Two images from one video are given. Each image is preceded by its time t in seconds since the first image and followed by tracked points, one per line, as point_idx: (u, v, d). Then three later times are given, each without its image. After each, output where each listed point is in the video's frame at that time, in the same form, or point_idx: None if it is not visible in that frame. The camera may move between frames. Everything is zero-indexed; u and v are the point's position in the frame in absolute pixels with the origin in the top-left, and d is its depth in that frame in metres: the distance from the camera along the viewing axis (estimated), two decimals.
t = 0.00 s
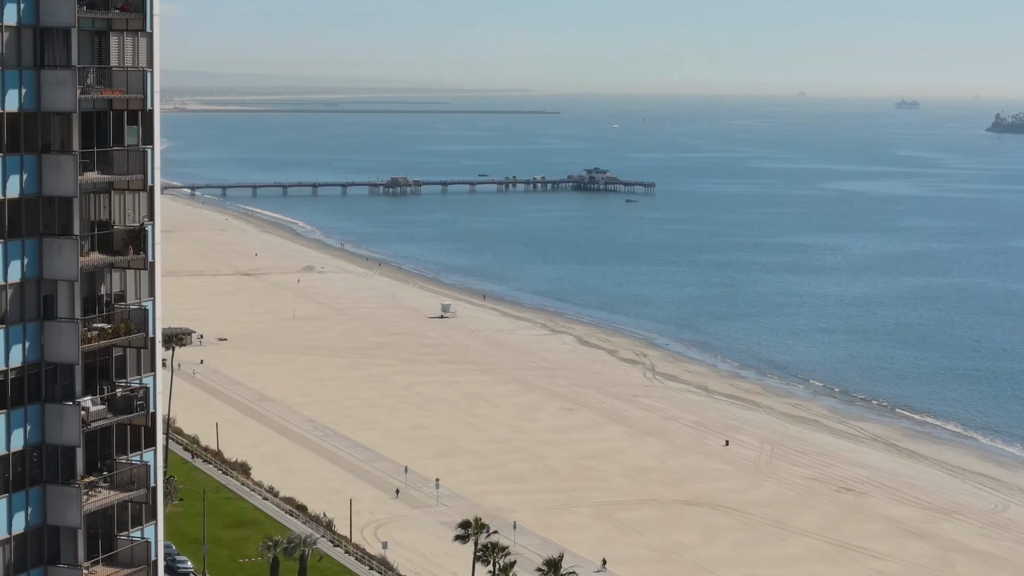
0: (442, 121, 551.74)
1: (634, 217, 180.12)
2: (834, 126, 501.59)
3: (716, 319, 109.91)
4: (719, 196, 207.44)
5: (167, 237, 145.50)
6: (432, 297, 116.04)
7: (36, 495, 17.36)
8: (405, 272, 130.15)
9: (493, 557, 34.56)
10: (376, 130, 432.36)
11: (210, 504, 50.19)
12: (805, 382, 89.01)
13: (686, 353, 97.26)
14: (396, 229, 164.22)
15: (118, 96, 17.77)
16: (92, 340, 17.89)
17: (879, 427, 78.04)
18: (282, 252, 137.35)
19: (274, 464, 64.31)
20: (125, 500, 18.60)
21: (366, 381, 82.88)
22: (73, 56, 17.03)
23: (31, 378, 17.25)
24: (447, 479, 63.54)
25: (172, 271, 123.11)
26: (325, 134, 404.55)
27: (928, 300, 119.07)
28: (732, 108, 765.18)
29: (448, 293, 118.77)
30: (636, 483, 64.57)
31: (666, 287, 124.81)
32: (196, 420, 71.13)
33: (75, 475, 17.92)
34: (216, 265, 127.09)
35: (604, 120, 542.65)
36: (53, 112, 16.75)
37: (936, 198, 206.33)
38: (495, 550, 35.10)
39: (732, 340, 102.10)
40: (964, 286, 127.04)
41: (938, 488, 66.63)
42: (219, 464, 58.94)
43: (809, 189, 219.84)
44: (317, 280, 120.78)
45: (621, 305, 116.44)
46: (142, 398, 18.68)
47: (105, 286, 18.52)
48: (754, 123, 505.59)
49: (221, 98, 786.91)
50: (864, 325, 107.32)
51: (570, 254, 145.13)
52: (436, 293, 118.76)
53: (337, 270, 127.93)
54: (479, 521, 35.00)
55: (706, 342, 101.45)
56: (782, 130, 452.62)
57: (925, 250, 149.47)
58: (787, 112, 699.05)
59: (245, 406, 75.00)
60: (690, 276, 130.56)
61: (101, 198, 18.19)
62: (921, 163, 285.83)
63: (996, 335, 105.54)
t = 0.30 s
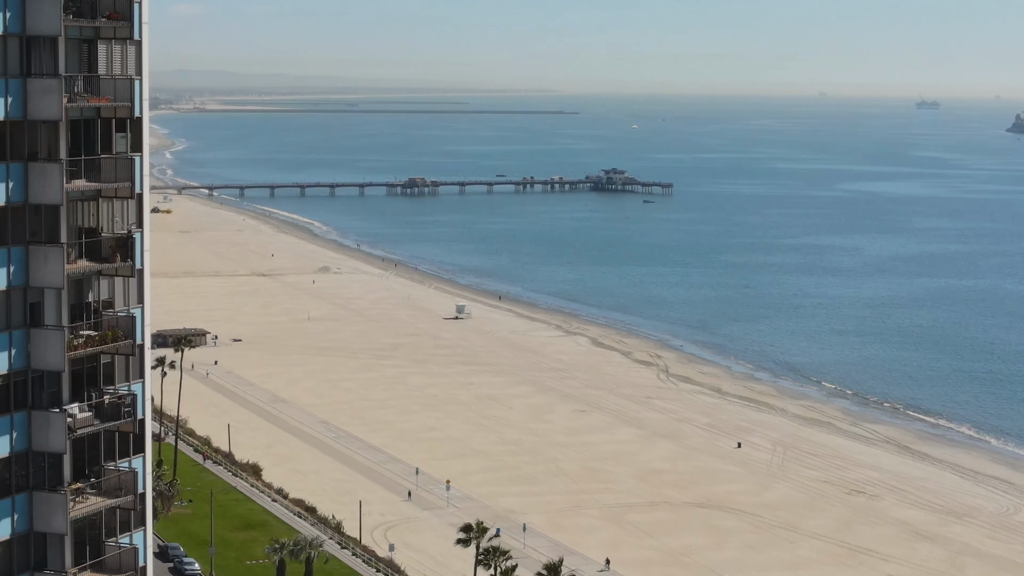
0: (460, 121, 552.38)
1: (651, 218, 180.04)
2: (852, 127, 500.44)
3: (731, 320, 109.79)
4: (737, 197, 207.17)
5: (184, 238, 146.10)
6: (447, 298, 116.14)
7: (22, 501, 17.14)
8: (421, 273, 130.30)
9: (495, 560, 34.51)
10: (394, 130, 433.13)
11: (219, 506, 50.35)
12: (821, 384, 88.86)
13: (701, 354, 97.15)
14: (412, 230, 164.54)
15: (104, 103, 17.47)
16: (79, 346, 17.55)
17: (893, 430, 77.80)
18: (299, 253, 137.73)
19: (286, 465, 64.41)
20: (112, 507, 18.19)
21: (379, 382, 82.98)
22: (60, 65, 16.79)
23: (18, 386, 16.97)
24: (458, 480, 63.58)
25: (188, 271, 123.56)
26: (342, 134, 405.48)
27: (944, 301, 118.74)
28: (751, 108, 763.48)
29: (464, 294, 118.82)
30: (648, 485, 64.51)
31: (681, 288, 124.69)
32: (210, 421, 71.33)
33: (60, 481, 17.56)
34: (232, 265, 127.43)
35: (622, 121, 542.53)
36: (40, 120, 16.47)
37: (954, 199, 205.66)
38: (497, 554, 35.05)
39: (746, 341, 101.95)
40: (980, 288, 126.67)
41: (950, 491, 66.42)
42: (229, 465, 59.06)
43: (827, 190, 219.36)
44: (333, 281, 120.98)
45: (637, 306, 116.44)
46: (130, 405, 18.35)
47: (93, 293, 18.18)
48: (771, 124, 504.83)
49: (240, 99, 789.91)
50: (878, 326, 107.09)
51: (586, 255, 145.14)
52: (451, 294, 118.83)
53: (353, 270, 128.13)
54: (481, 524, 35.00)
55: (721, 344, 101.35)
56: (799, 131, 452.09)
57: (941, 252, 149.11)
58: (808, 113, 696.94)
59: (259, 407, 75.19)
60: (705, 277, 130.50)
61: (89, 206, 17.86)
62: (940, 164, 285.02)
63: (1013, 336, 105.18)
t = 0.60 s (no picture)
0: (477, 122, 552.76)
1: (667, 219, 179.92)
2: (871, 129, 499.10)
3: (746, 322, 109.60)
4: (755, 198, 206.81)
5: (202, 238, 146.70)
6: (463, 299, 116.16)
7: (7, 509, 16.93)
8: (438, 274, 130.33)
9: (497, 564, 34.50)
10: (411, 130, 433.76)
11: (228, 508, 50.51)
12: (836, 386, 88.65)
13: (716, 356, 96.97)
14: (429, 230, 164.80)
15: (93, 112, 17.23)
16: (67, 354, 17.29)
17: (906, 432, 77.56)
18: (315, 253, 138.12)
19: (298, 467, 64.52)
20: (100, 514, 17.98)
21: (393, 383, 83.04)
22: (48, 74, 16.59)
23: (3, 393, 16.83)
24: (469, 482, 63.57)
25: (205, 272, 123.98)
26: (359, 134, 406.15)
27: (960, 303, 118.40)
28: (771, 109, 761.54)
29: (479, 296, 118.82)
30: (659, 488, 64.42)
31: (696, 290, 124.53)
32: (223, 422, 71.50)
33: (49, 488, 17.39)
34: (248, 266, 127.72)
35: (640, 121, 542.09)
36: (26, 129, 16.35)
37: (973, 200, 204.87)
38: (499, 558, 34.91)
39: (761, 343, 101.79)
40: (996, 289, 126.27)
41: (963, 495, 66.16)
42: (240, 467, 59.20)
43: (845, 192, 218.70)
44: (348, 282, 121.09)
45: (652, 308, 116.32)
46: (118, 411, 18.07)
47: (80, 300, 17.98)
48: (789, 125, 503.80)
49: (259, 100, 792.41)
50: (893, 328, 106.86)
51: (602, 256, 145.04)
52: (467, 295, 118.81)
53: (369, 271, 128.23)
54: (482, 528, 34.91)
55: (737, 345, 101.19)
56: (818, 132, 451.41)
57: (958, 253, 148.64)
58: (828, 113, 694.60)
59: (272, 408, 75.38)
60: (721, 279, 130.27)
61: (76, 213, 17.62)
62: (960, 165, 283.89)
63: None
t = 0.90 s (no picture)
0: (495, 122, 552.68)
1: (685, 220, 179.71)
2: (891, 129, 497.42)
3: (761, 323, 109.53)
4: (774, 198, 206.22)
5: (219, 239, 147.23)
6: (478, 300, 116.22)
7: None
8: (454, 275, 130.34)
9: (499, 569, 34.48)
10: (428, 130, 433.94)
11: (237, 510, 50.73)
12: (850, 388, 88.50)
13: (730, 358, 96.89)
14: (447, 231, 165.08)
15: (81, 119, 17.54)
16: (54, 361, 17.60)
17: (918, 434, 77.41)
18: (332, 254, 138.47)
19: (310, 468, 64.66)
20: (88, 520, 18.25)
21: (407, 384, 83.11)
22: (36, 83, 17.02)
23: None
24: (480, 484, 63.62)
25: (221, 273, 124.41)
26: (377, 134, 406.51)
27: (975, 304, 118.18)
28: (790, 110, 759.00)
29: (494, 297, 118.86)
30: (670, 490, 64.38)
31: (712, 291, 124.43)
32: (237, 423, 71.69)
33: (36, 495, 17.67)
34: (264, 267, 127.99)
35: (658, 121, 541.28)
36: (14, 137, 16.86)
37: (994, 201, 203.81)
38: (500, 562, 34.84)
39: (776, 345, 101.67)
40: (1013, 291, 125.83)
41: (975, 497, 65.99)
42: (251, 469, 59.33)
43: (865, 193, 217.86)
44: (364, 283, 121.21)
45: (667, 309, 116.31)
46: (105, 419, 18.24)
47: (68, 306, 18.23)
48: (808, 125, 502.53)
49: (278, 100, 794.21)
50: (908, 330, 106.61)
51: (618, 257, 144.96)
52: (482, 296, 118.89)
53: (385, 272, 128.31)
54: (485, 532, 34.84)
55: (751, 347, 101.16)
56: (836, 132, 450.37)
57: (975, 255, 148.13)
58: (848, 114, 691.94)
59: (285, 410, 75.50)
60: (737, 280, 130.11)
61: (64, 221, 17.94)
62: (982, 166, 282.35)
63: None
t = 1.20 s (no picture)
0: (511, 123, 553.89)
1: (701, 220, 179.70)
2: (908, 128, 496.80)
3: (776, 325, 109.30)
4: (791, 199, 206.09)
5: (235, 239, 147.90)
6: (493, 301, 116.28)
7: None
8: (469, 276, 130.46)
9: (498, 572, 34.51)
10: (445, 130, 435.47)
11: (245, 513, 50.68)
12: (864, 390, 88.29)
13: (745, 359, 96.71)
14: (462, 231, 165.34)
15: (66, 128, 16.71)
16: (41, 368, 16.69)
17: (932, 437, 77.16)
18: (348, 254, 138.87)
19: (320, 469, 64.74)
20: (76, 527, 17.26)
21: (420, 386, 83.13)
22: (20, 89, 16.25)
23: None
24: (489, 487, 63.55)
25: (236, 273, 124.89)
26: (394, 134, 407.94)
27: (991, 306, 117.76)
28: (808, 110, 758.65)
29: (509, 298, 118.79)
30: (681, 492, 64.22)
31: (728, 293, 124.15)
32: (249, 424, 71.82)
33: (23, 501, 16.78)
34: (280, 268, 128.25)
35: (674, 121, 541.70)
36: None
37: (1011, 203, 203.30)
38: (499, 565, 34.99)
39: (791, 347, 101.32)
40: None
41: (986, 501, 65.76)
42: (260, 471, 59.34)
43: (881, 193, 217.82)
44: (378, 284, 121.42)
45: (683, 310, 116.14)
46: (93, 426, 17.34)
47: (56, 313, 17.30)
48: (825, 125, 502.14)
49: (295, 100, 796.88)
50: (923, 332, 106.28)
51: (634, 258, 144.78)
52: (497, 297, 118.87)
53: (400, 273, 128.50)
54: (485, 536, 34.89)
55: (766, 348, 100.94)
56: (853, 131, 450.26)
57: (992, 256, 147.74)
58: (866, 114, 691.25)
59: (297, 411, 75.63)
60: (752, 282, 129.88)
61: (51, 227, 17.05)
62: (1000, 167, 281.82)
63: None
